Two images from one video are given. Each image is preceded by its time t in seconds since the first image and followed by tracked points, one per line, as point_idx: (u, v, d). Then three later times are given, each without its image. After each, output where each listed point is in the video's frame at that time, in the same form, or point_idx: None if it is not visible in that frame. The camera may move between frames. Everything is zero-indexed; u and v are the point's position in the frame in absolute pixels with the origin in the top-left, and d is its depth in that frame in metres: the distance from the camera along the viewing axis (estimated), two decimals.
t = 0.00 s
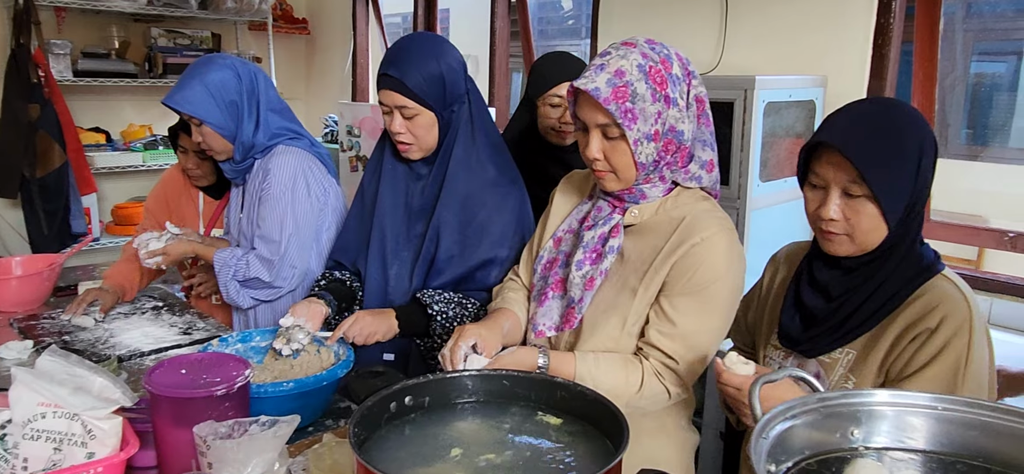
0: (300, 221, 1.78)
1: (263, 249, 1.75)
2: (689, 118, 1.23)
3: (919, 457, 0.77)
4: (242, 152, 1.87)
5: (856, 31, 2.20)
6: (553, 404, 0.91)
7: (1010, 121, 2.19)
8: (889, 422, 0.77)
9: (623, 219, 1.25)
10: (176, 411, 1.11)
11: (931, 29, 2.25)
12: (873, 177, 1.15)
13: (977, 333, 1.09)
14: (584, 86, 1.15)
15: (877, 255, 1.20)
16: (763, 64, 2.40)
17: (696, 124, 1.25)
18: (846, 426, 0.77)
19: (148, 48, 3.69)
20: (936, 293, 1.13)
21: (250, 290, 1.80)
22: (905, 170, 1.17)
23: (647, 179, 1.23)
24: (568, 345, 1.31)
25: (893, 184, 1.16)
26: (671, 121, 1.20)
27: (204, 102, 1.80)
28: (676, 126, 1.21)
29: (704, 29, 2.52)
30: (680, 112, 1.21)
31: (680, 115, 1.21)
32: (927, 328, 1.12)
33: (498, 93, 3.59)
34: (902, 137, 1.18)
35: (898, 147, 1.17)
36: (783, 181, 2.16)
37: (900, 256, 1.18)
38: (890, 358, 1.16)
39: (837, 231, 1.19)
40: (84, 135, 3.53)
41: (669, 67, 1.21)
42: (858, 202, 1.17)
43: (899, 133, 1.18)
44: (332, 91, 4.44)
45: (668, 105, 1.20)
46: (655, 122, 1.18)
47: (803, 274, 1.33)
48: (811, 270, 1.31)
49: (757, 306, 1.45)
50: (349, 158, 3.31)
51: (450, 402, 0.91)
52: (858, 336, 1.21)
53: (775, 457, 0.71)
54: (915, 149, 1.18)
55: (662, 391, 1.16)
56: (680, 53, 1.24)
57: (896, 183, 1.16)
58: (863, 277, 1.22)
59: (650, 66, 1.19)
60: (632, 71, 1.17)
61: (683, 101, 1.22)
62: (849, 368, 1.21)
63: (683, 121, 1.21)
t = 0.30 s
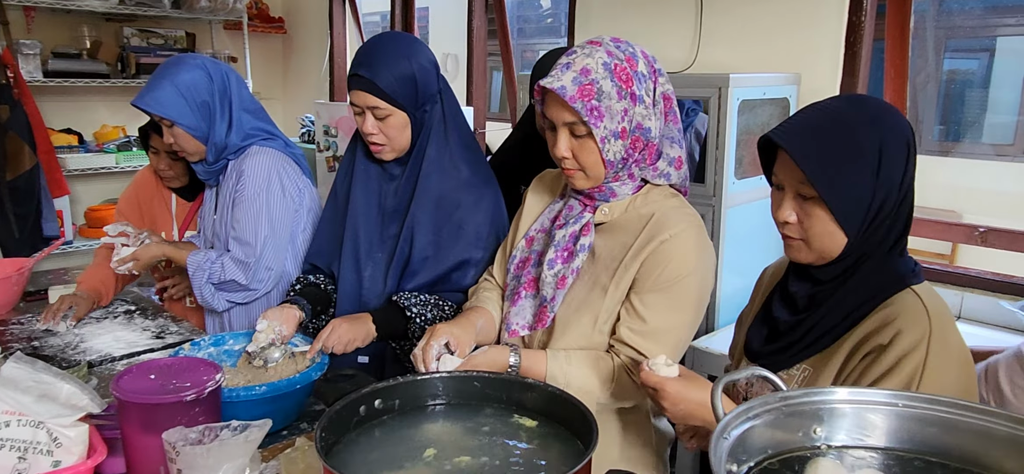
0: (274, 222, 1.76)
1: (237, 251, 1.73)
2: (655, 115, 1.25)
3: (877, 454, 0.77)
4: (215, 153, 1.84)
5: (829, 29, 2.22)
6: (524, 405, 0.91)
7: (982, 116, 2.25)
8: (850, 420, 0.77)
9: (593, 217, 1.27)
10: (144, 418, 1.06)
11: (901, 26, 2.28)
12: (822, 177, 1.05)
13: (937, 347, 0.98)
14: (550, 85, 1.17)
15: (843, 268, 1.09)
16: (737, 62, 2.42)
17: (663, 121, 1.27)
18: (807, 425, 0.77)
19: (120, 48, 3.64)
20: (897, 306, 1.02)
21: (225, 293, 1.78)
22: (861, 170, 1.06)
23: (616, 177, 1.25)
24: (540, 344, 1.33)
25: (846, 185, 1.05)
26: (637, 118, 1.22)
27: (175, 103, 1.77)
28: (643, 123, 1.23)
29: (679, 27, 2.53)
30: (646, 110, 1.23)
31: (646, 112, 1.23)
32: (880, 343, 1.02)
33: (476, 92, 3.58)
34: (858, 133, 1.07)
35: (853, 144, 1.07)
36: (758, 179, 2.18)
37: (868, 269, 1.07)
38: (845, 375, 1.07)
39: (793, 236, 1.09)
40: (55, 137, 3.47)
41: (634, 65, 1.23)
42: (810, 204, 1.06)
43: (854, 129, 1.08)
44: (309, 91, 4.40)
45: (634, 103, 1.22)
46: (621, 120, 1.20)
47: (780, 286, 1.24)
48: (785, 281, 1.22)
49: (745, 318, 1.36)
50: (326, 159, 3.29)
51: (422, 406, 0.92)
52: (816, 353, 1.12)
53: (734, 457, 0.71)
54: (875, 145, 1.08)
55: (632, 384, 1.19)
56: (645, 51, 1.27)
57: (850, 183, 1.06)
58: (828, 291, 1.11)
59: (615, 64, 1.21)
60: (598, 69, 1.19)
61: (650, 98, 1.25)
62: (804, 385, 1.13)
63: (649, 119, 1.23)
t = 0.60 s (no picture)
0: (256, 221, 1.74)
1: (218, 250, 1.70)
2: (629, 111, 1.32)
3: (850, 449, 0.78)
4: (194, 152, 1.82)
5: (809, 25, 2.23)
6: (502, 404, 0.91)
7: (961, 112, 2.29)
8: (824, 416, 0.77)
9: (571, 214, 1.33)
10: (122, 422, 1.02)
11: (880, 22, 2.29)
12: (784, 182, 1.02)
13: (901, 355, 0.97)
14: (524, 82, 1.24)
15: (816, 276, 1.09)
16: (719, 59, 2.43)
17: (638, 117, 1.35)
18: (782, 422, 0.77)
19: (99, 47, 3.60)
20: (865, 314, 1.01)
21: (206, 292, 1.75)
22: (825, 173, 1.04)
23: (593, 173, 1.31)
24: (522, 342, 1.38)
25: (810, 190, 1.03)
26: (612, 114, 1.28)
27: (153, 102, 1.75)
28: (618, 118, 1.29)
29: (661, 25, 2.54)
30: (620, 105, 1.30)
31: (620, 107, 1.29)
32: (842, 352, 1.01)
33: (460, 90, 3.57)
34: (823, 135, 1.04)
35: (817, 146, 1.04)
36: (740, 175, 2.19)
37: (840, 276, 1.06)
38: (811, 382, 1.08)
39: (762, 241, 1.08)
40: (33, 137, 3.42)
41: (607, 61, 1.30)
42: (774, 208, 1.04)
43: (819, 130, 1.04)
44: (292, 89, 4.37)
45: (608, 98, 1.28)
46: (595, 116, 1.26)
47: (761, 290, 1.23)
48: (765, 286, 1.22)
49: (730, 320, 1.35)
50: (309, 157, 3.27)
51: (400, 406, 0.92)
52: (786, 360, 1.12)
53: (707, 456, 0.71)
54: (842, 146, 1.04)
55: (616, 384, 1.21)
56: (618, 47, 1.33)
57: (813, 188, 1.03)
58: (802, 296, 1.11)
59: (588, 60, 1.28)
60: (571, 65, 1.26)
61: (623, 94, 1.31)
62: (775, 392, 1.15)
63: (623, 114, 1.30)
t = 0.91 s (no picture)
0: (245, 217, 1.73)
1: (208, 247, 1.69)
2: (614, 105, 1.32)
3: (839, 444, 0.78)
4: (183, 149, 1.80)
5: (799, 19, 2.23)
6: (491, 400, 0.91)
7: (950, 106, 2.30)
8: (813, 411, 0.77)
9: (558, 209, 1.34)
10: (108, 422, 1.00)
11: (870, 16, 2.30)
12: (752, 179, 1.01)
13: (897, 349, 0.98)
14: (510, 76, 1.25)
15: (801, 276, 1.08)
16: (708, 53, 2.43)
17: (624, 111, 1.35)
18: (772, 416, 0.77)
19: (84, 43, 3.56)
20: (856, 311, 1.01)
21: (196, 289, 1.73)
22: (794, 167, 1.02)
23: (580, 168, 1.32)
24: (509, 337, 1.39)
25: (778, 186, 1.02)
26: (598, 108, 1.29)
27: (140, 97, 1.73)
28: (603, 113, 1.30)
29: (651, 20, 2.54)
30: (606, 100, 1.30)
31: (606, 102, 1.30)
32: (842, 348, 1.00)
33: (450, 85, 3.56)
34: (789, 128, 1.03)
35: (785, 140, 1.02)
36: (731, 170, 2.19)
37: (826, 274, 1.04)
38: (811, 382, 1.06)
39: (735, 239, 1.08)
40: (18, 135, 3.38)
41: (592, 55, 1.30)
42: (743, 205, 1.04)
43: (786, 124, 1.03)
44: (281, 85, 4.34)
45: (594, 92, 1.29)
46: (581, 110, 1.26)
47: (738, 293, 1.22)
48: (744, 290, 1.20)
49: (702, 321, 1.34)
50: (298, 154, 3.25)
51: (389, 403, 0.92)
52: (781, 364, 1.10)
53: (697, 452, 0.71)
54: (809, 139, 1.03)
55: (601, 377, 1.24)
56: (603, 42, 1.33)
57: (780, 182, 1.02)
58: (785, 297, 1.10)
59: (574, 54, 1.28)
60: (556, 59, 1.27)
61: (608, 88, 1.31)
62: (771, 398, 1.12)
63: (609, 108, 1.30)
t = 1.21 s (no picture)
0: (239, 213, 1.72)
1: (203, 243, 1.68)
2: (603, 99, 1.32)
3: (833, 435, 0.78)
4: (176, 144, 1.79)
5: (792, 13, 2.23)
6: (487, 395, 0.92)
7: (943, 100, 2.30)
8: (807, 405, 0.77)
9: (547, 203, 1.35)
10: (102, 419, 1.00)
11: (863, 10, 2.30)
12: (734, 180, 1.01)
13: (919, 349, 0.98)
14: (498, 70, 1.24)
15: (802, 281, 1.07)
16: (702, 48, 2.43)
17: (613, 105, 1.35)
18: (767, 410, 0.77)
19: (76, 39, 3.54)
20: (871, 310, 1.00)
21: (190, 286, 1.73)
22: (778, 169, 1.02)
23: (568, 162, 1.32)
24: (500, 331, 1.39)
25: (760, 188, 1.02)
26: (586, 102, 1.29)
27: (133, 92, 1.72)
28: (591, 107, 1.29)
29: (646, 15, 2.54)
30: (594, 94, 1.30)
31: (594, 96, 1.30)
32: (861, 349, 0.99)
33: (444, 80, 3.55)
34: (772, 129, 1.02)
35: (768, 141, 1.02)
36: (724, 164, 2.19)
37: (832, 279, 1.03)
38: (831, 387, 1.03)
39: (721, 244, 1.08)
40: (9, 131, 3.36)
41: (580, 49, 1.30)
42: (727, 208, 1.04)
43: (768, 126, 1.02)
44: (274, 81, 4.33)
45: (582, 87, 1.29)
46: (569, 104, 1.26)
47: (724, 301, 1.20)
48: (735, 299, 1.18)
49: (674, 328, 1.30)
50: (292, 149, 3.24)
51: (384, 398, 0.92)
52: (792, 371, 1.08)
53: (691, 446, 0.70)
54: (792, 142, 1.02)
55: (589, 368, 1.25)
56: (592, 36, 1.33)
57: (764, 186, 1.02)
58: (786, 305, 1.08)
59: (562, 48, 1.28)
60: (544, 54, 1.26)
61: (597, 82, 1.31)
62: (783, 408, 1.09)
63: (597, 102, 1.30)
